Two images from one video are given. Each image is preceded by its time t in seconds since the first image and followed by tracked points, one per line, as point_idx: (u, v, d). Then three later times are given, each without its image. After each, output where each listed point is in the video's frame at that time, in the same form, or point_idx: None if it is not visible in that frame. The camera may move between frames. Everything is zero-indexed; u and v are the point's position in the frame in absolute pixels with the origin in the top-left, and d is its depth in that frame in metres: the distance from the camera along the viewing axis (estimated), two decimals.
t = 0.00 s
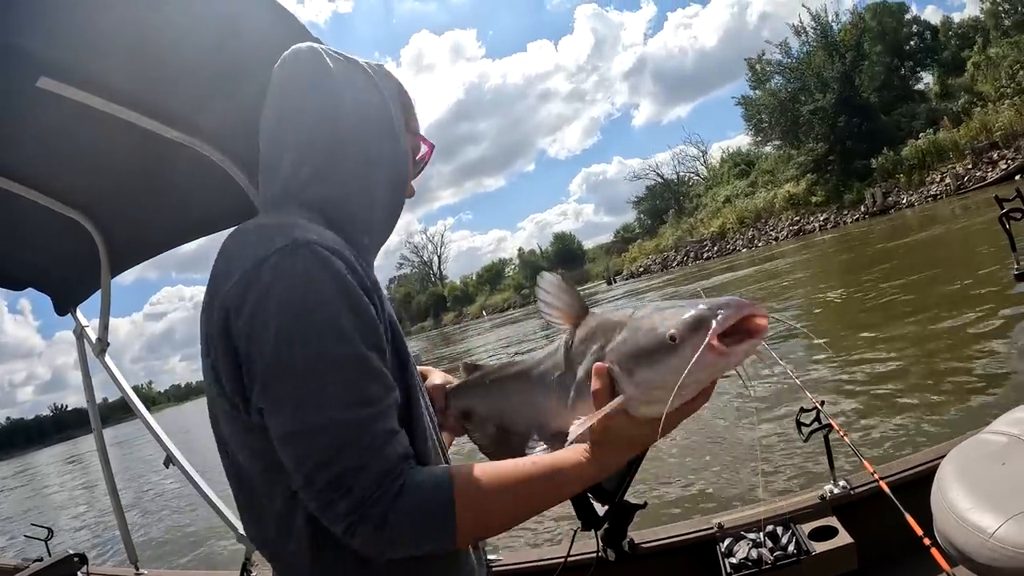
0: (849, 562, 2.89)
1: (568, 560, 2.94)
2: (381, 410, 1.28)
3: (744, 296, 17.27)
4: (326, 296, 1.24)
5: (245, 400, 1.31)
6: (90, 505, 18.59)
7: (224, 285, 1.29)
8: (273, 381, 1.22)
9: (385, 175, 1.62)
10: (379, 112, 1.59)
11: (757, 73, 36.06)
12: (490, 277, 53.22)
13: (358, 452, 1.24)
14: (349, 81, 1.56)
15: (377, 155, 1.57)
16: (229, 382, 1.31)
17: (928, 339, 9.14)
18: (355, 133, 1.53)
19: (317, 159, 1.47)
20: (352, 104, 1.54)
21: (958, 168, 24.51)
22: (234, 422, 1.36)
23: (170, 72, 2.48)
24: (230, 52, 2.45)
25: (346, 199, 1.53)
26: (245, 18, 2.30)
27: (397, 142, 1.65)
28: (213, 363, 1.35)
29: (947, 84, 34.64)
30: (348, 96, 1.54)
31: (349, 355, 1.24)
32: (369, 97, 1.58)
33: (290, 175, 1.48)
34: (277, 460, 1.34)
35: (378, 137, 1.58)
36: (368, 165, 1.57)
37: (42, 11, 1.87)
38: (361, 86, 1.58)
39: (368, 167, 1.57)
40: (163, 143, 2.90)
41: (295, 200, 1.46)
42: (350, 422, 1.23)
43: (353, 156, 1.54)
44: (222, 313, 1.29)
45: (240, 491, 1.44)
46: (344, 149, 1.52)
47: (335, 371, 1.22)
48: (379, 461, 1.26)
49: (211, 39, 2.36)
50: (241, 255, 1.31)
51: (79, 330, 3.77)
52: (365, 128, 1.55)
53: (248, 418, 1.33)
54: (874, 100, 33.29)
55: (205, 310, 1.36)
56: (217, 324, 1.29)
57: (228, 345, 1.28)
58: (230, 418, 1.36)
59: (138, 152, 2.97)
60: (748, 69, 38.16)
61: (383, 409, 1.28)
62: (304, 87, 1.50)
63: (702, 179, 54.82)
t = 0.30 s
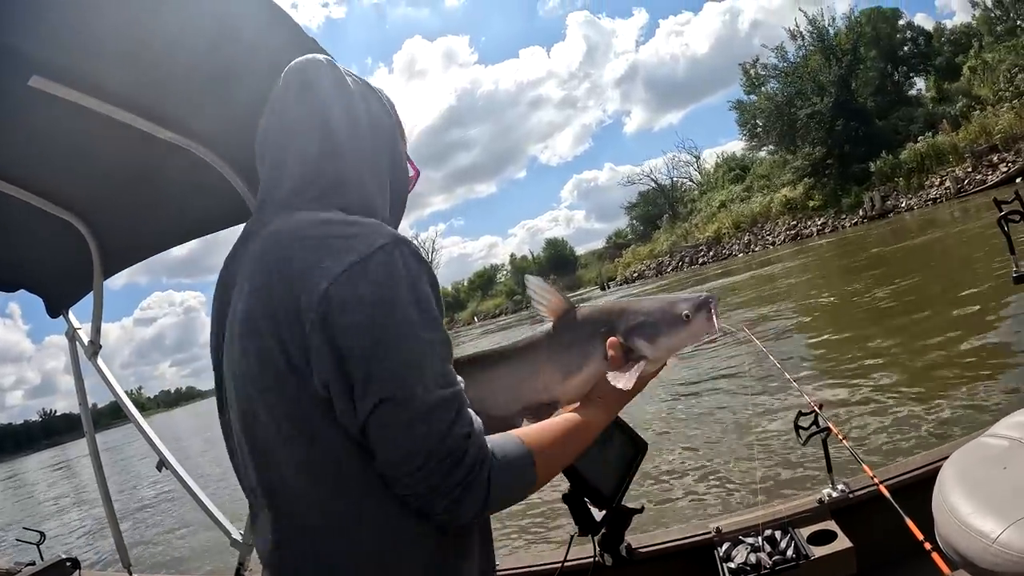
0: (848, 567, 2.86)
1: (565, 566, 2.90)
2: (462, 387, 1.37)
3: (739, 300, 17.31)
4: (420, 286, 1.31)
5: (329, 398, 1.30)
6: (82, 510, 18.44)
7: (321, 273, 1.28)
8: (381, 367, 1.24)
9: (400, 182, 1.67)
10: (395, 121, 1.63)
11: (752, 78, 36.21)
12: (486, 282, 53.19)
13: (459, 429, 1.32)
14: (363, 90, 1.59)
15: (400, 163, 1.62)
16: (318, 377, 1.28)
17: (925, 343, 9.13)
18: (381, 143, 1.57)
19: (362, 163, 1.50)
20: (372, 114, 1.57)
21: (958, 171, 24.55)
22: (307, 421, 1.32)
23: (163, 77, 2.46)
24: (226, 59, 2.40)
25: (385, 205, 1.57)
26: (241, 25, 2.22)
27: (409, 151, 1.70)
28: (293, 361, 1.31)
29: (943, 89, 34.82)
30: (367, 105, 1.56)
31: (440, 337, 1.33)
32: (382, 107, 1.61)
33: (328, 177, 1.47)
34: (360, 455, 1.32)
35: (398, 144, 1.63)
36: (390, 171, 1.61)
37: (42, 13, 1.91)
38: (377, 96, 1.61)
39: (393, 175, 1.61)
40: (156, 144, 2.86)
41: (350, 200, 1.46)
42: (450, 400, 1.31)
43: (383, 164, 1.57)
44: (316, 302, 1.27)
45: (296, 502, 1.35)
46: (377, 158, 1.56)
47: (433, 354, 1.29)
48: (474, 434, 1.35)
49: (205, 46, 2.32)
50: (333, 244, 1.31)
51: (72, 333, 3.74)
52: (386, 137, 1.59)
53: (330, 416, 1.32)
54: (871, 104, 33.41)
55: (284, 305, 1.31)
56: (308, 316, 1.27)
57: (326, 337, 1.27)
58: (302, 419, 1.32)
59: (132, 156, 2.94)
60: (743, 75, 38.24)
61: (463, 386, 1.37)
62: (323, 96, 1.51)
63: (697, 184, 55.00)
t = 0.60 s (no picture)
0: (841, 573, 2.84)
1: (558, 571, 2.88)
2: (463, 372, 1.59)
3: (736, 302, 17.34)
4: (430, 284, 1.54)
5: (360, 384, 1.47)
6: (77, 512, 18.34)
7: (353, 271, 1.46)
8: (408, 350, 1.44)
9: (387, 205, 1.89)
10: (381, 151, 1.85)
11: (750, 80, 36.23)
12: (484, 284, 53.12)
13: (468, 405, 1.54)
14: (354, 124, 1.81)
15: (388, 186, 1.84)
16: (351, 365, 1.45)
17: (923, 346, 9.13)
18: (373, 172, 1.79)
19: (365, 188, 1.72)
20: (364, 145, 1.79)
21: (959, 172, 24.57)
22: (336, 407, 1.48)
23: (165, 83, 2.46)
24: (228, 68, 2.39)
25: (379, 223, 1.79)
26: (243, 32, 2.21)
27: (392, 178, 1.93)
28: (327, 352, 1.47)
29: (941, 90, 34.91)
30: (359, 137, 1.78)
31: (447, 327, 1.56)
32: (371, 139, 1.83)
33: (338, 196, 1.66)
34: (385, 434, 1.50)
35: (385, 171, 1.85)
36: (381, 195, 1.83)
37: (42, 12, 1.89)
38: (365, 129, 1.84)
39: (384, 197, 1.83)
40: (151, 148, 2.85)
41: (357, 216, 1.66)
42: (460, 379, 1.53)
43: (375, 189, 1.80)
44: (351, 296, 1.44)
45: (330, 483, 1.49)
46: (372, 183, 1.78)
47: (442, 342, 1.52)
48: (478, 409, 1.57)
49: (208, 54, 2.32)
50: (360, 248, 1.50)
51: (64, 336, 3.72)
52: (376, 166, 1.82)
53: (357, 401, 1.49)
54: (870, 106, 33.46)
55: (319, 302, 1.47)
56: (341, 311, 1.45)
57: (359, 327, 1.44)
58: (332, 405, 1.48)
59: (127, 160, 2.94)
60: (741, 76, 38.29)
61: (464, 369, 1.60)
62: (326, 130, 1.71)
63: (695, 186, 55.09)
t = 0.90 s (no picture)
0: None
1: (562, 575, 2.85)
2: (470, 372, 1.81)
3: (739, 303, 17.36)
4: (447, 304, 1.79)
5: (386, 386, 1.69)
6: (80, 511, 18.30)
7: (386, 287, 1.69)
8: (433, 357, 1.67)
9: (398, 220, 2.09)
10: (394, 173, 2.09)
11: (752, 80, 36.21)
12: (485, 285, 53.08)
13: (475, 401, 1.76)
14: (371, 150, 2.04)
15: (402, 207, 2.08)
16: (381, 370, 1.67)
17: (928, 348, 9.11)
18: (387, 194, 2.02)
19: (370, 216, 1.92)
20: (378, 168, 2.02)
21: (966, 171, 24.52)
22: (364, 407, 1.69)
23: (185, 90, 2.48)
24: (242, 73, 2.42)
25: (389, 241, 2.03)
26: (254, 37, 2.24)
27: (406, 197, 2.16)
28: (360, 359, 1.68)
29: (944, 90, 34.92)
30: (374, 162, 2.01)
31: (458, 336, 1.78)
32: (385, 161, 2.06)
33: (354, 216, 1.88)
34: (404, 430, 1.72)
35: (399, 191, 2.08)
36: (394, 213, 2.06)
37: (56, 13, 1.88)
38: (380, 153, 2.07)
39: (396, 218, 2.06)
40: (157, 149, 2.84)
41: (375, 236, 1.89)
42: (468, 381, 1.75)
43: (388, 209, 2.03)
44: (383, 311, 1.67)
45: (354, 475, 1.68)
46: (385, 204, 2.01)
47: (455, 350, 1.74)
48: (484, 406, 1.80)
49: (215, 56, 2.30)
50: (391, 269, 1.73)
51: (68, 337, 3.71)
52: (390, 187, 2.05)
53: (383, 400, 1.70)
54: (873, 105, 33.46)
55: (354, 315, 1.68)
56: (374, 322, 1.67)
57: (390, 336, 1.67)
58: (361, 405, 1.69)
59: (131, 161, 2.93)
60: (743, 77, 38.27)
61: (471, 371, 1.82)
62: (344, 154, 1.93)
63: (695, 186, 55.11)
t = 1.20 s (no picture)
0: None
1: None
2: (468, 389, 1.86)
3: (743, 304, 17.37)
4: (450, 333, 1.82)
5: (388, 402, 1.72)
6: (83, 513, 18.26)
7: (389, 313, 1.73)
8: (427, 384, 1.71)
9: (410, 241, 2.19)
10: (411, 203, 2.19)
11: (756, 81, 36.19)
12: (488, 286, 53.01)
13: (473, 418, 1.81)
14: (388, 177, 2.14)
15: (414, 235, 2.18)
16: (375, 388, 1.69)
17: (934, 350, 9.06)
18: (402, 221, 2.12)
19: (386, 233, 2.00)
20: (396, 196, 2.12)
21: (974, 170, 24.47)
22: (360, 419, 1.71)
23: (190, 93, 2.47)
24: (245, 78, 2.41)
25: (399, 260, 2.12)
26: (253, 36, 2.21)
27: (420, 224, 2.25)
28: (359, 375, 1.69)
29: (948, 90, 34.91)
30: (392, 189, 2.11)
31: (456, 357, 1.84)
32: (403, 191, 2.17)
33: (369, 238, 1.94)
34: (396, 446, 1.75)
35: (414, 220, 2.19)
36: (405, 240, 2.16)
37: (56, 13, 1.87)
38: (398, 182, 2.18)
39: (405, 243, 2.15)
40: (161, 153, 2.83)
41: (388, 256, 1.95)
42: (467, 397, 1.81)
43: (399, 234, 2.13)
44: (384, 332, 1.71)
45: (341, 484, 1.69)
46: (399, 230, 2.12)
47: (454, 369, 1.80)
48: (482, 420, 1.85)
49: (220, 56, 2.29)
50: (395, 293, 1.76)
51: (74, 340, 3.71)
52: (405, 215, 2.15)
53: (376, 416, 1.72)
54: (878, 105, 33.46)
55: (357, 334, 1.71)
56: (378, 342, 1.70)
57: (389, 357, 1.70)
58: (358, 417, 1.70)
59: (135, 165, 2.92)
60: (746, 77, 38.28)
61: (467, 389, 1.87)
62: (366, 181, 2.05)
63: (698, 187, 55.12)
